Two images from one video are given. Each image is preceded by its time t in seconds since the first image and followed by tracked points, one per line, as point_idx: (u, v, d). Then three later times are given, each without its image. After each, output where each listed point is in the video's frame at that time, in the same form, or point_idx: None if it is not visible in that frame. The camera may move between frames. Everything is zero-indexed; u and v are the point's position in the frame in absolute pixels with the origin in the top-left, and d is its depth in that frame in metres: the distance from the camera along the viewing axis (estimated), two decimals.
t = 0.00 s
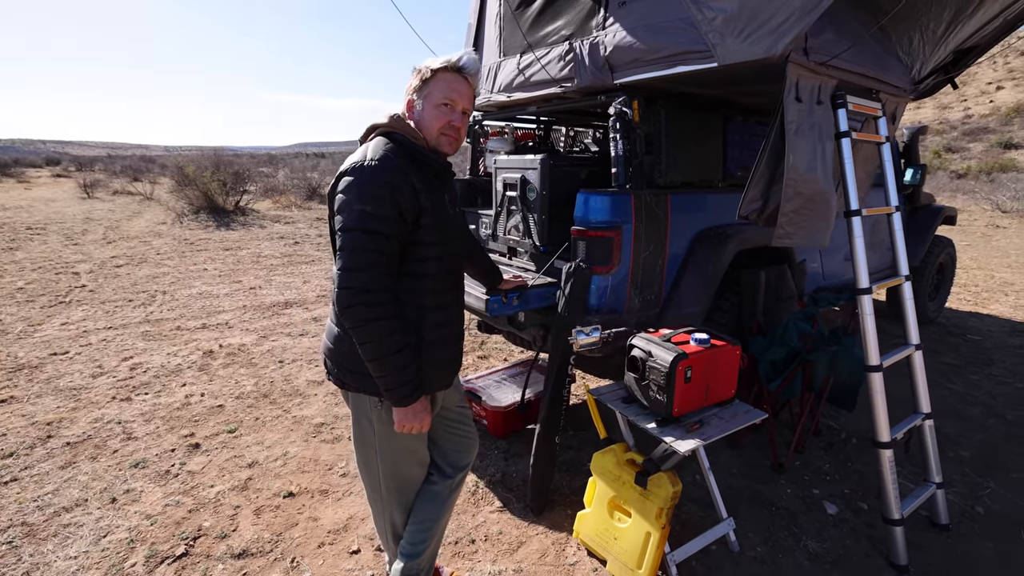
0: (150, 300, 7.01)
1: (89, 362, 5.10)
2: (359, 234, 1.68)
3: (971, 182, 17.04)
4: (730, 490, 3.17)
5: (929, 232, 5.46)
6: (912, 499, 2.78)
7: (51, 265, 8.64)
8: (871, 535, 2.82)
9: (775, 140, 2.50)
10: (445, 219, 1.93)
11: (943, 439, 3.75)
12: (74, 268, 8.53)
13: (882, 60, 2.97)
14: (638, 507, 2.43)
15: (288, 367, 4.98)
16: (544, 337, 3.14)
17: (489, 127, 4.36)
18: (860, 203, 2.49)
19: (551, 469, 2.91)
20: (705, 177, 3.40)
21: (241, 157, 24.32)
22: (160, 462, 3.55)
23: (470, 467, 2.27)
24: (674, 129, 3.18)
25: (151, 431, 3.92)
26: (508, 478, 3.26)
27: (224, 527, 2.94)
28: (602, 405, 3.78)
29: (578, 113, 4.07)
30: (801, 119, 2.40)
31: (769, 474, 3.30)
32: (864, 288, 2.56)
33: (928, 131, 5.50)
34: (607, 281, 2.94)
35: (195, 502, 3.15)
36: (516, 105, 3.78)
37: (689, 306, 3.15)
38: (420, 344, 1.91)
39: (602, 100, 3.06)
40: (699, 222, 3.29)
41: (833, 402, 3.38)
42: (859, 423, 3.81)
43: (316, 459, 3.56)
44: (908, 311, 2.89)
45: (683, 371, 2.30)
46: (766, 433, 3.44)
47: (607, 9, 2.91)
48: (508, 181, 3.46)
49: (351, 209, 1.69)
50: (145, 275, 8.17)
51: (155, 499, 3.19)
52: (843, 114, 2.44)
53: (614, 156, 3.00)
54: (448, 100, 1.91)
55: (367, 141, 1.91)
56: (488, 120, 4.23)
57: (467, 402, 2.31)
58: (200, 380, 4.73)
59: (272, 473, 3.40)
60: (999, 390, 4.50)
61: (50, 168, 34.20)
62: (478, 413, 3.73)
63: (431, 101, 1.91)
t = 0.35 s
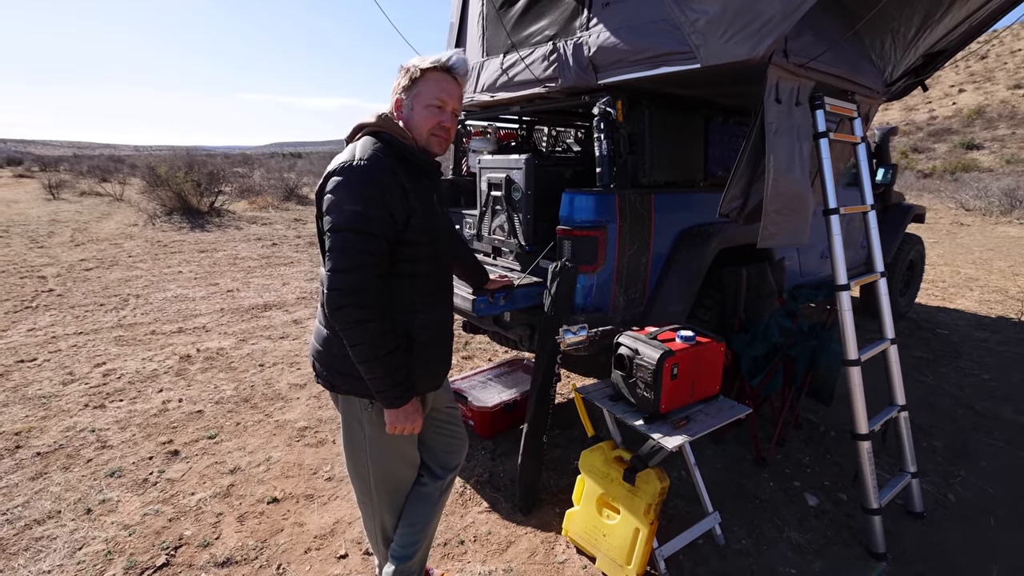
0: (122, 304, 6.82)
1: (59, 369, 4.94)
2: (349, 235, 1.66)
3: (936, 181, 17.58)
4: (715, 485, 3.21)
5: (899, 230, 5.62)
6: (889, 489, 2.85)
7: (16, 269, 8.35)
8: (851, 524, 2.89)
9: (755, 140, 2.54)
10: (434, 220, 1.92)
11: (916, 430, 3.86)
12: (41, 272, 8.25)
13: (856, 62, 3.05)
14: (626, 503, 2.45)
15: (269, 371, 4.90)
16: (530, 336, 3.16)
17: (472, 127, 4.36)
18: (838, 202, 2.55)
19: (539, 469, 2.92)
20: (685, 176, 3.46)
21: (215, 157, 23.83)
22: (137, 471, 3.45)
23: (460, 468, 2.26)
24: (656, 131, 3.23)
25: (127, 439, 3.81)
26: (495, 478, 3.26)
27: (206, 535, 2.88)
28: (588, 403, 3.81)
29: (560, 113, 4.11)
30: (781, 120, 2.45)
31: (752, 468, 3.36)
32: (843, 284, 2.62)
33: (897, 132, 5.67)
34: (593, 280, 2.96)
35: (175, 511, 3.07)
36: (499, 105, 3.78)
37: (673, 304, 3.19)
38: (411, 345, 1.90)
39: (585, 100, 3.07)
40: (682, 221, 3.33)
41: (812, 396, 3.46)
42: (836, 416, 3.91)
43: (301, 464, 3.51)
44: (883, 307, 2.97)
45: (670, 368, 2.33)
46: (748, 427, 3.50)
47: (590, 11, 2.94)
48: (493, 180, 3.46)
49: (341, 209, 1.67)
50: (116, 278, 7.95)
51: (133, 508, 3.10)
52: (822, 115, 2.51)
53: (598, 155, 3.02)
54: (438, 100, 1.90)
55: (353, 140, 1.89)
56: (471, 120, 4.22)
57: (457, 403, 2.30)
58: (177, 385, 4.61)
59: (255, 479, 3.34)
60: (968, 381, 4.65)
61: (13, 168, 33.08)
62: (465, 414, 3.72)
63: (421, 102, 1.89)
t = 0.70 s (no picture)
0: (103, 307, 6.70)
1: (38, 375, 4.84)
2: (340, 238, 1.65)
3: (915, 180, 17.92)
4: (702, 481, 3.26)
5: (879, 228, 5.73)
6: (871, 482, 2.91)
7: None
8: (834, 518, 2.95)
9: (737, 141, 2.57)
10: (425, 221, 1.92)
11: (896, 424, 3.94)
12: (18, 276, 8.08)
13: (837, 64, 3.11)
14: (616, 502, 2.47)
15: (256, 374, 4.86)
16: (519, 336, 3.16)
17: (459, 128, 4.37)
18: (820, 202, 2.59)
19: (529, 468, 2.93)
20: (671, 177, 3.50)
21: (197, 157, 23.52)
22: (121, 477, 3.40)
23: (452, 469, 2.27)
24: (642, 133, 3.27)
25: (109, 445, 3.75)
26: (485, 479, 3.27)
27: (193, 542, 2.84)
28: (577, 402, 3.83)
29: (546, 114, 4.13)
30: (761, 121, 2.50)
31: (739, 464, 3.40)
32: (824, 282, 2.67)
33: (877, 133, 5.78)
34: (581, 281, 2.99)
35: (160, 517, 3.03)
36: (486, 106, 3.79)
37: (661, 303, 3.22)
38: (404, 347, 1.90)
39: (573, 101, 3.09)
40: (668, 221, 3.36)
41: (796, 393, 3.51)
42: (820, 412, 3.98)
43: (289, 467, 3.49)
44: (864, 305, 3.03)
45: (658, 367, 2.36)
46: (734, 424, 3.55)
47: (577, 13, 2.96)
48: (481, 181, 3.46)
49: (331, 213, 1.67)
50: (96, 281, 7.81)
51: (117, 516, 3.05)
52: (803, 116, 2.53)
53: (586, 156, 3.02)
54: (447, 119, 1.92)
55: (340, 143, 1.89)
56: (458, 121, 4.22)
57: (448, 404, 2.31)
58: (161, 390, 4.55)
59: (242, 484, 3.31)
60: (946, 376, 4.76)
61: None
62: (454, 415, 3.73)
63: (434, 120, 1.89)
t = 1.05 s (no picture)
0: (81, 310, 6.57)
1: (13, 381, 4.73)
2: (329, 241, 1.64)
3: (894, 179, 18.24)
4: (689, 478, 3.29)
5: (860, 226, 5.82)
6: (853, 476, 2.97)
7: None
8: (818, 512, 3.00)
9: (723, 141, 2.60)
10: (414, 223, 1.91)
11: (877, 419, 4.02)
12: None
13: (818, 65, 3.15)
14: (604, 500, 2.49)
15: (240, 377, 4.80)
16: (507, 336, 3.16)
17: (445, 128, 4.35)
18: (803, 201, 2.62)
19: (518, 468, 2.93)
20: (656, 176, 3.53)
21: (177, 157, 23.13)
22: (101, 484, 3.33)
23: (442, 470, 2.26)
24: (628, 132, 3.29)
25: (89, 452, 3.68)
26: (474, 479, 3.27)
27: (177, 549, 2.80)
28: (565, 401, 3.85)
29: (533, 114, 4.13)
30: (746, 122, 2.53)
31: (725, 460, 3.44)
32: (808, 281, 2.71)
33: (857, 133, 5.88)
34: (568, 280, 2.99)
35: (142, 525, 2.98)
36: (472, 106, 3.78)
37: (647, 302, 3.24)
38: (395, 350, 1.90)
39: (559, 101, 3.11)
40: (654, 220, 3.38)
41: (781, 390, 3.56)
42: (803, 408, 4.03)
43: (275, 471, 3.45)
44: (846, 302, 3.08)
45: (644, 366, 2.38)
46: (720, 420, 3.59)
47: (562, 13, 2.97)
48: (467, 181, 3.45)
49: (321, 216, 1.65)
50: (74, 284, 7.65)
51: (97, 524, 2.99)
52: (786, 117, 2.57)
53: (572, 156, 3.03)
54: (441, 125, 1.95)
55: (328, 143, 1.86)
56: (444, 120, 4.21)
57: (438, 405, 2.30)
58: (142, 395, 4.48)
59: (227, 489, 3.27)
60: (925, 371, 4.85)
61: None
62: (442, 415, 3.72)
63: (430, 126, 1.91)
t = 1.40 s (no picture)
0: (60, 314, 6.44)
1: None
2: (322, 242, 1.61)
3: (876, 179, 18.51)
4: (678, 476, 3.30)
5: (844, 225, 5.89)
6: (839, 472, 3.00)
7: None
8: (805, 508, 3.03)
9: (711, 141, 2.61)
10: (408, 223, 1.88)
11: (862, 414, 4.06)
12: None
13: (802, 66, 3.18)
14: (594, 500, 2.49)
15: (226, 380, 4.74)
16: (495, 336, 3.15)
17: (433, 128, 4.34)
18: (790, 200, 2.64)
19: (508, 469, 2.92)
20: (644, 176, 3.54)
21: (161, 157, 22.80)
22: (81, 492, 3.26)
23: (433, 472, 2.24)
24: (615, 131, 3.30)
25: (68, 459, 3.60)
26: (464, 481, 3.25)
27: (160, 557, 2.75)
28: (555, 401, 3.85)
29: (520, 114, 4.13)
30: (734, 122, 2.54)
31: (713, 458, 3.46)
32: (795, 279, 2.73)
33: (841, 133, 5.95)
34: (557, 280, 2.99)
35: (124, 533, 2.93)
36: (460, 106, 3.77)
37: (636, 301, 3.25)
38: (388, 351, 1.88)
39: (546, 101, 3.11)
40: (643, 220, 3.39)
41: (767, 387, 3.58)
42: (790, 405, 4.07)
43: (261, 476, 3.41)
44: (832, 300, 3.11)
45: (633, 365, 2.38)
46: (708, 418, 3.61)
47: (549, 13, 2.96)
48: (455, 181, 3.44)
49: (313, 217, 1.62)
50: (52, 287, 7.50)
51: (77, 533, 2.92)
52: (772, 117, 2.61)
53: (560, 156, 3.02)
54: (434, 128, 1.93)
55: (318, 141, 1.84)
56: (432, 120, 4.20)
57: (429, 407, 2.28)
58: (124, 399, 4.40)
59: (212, 495, 3.23)
60: (908, 367, 4.92)
61: None
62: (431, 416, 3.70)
63: (423, 127, 1.89)
